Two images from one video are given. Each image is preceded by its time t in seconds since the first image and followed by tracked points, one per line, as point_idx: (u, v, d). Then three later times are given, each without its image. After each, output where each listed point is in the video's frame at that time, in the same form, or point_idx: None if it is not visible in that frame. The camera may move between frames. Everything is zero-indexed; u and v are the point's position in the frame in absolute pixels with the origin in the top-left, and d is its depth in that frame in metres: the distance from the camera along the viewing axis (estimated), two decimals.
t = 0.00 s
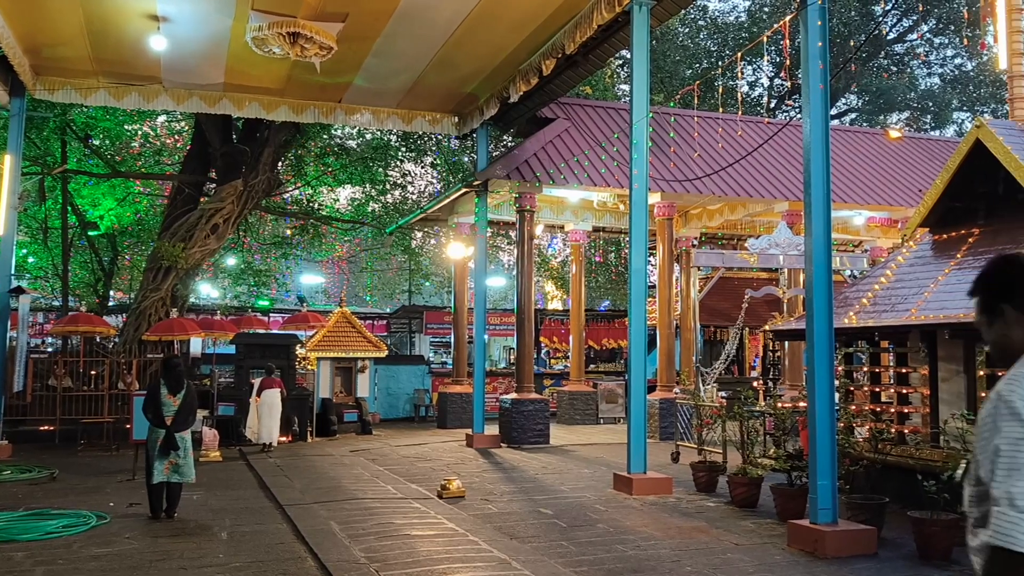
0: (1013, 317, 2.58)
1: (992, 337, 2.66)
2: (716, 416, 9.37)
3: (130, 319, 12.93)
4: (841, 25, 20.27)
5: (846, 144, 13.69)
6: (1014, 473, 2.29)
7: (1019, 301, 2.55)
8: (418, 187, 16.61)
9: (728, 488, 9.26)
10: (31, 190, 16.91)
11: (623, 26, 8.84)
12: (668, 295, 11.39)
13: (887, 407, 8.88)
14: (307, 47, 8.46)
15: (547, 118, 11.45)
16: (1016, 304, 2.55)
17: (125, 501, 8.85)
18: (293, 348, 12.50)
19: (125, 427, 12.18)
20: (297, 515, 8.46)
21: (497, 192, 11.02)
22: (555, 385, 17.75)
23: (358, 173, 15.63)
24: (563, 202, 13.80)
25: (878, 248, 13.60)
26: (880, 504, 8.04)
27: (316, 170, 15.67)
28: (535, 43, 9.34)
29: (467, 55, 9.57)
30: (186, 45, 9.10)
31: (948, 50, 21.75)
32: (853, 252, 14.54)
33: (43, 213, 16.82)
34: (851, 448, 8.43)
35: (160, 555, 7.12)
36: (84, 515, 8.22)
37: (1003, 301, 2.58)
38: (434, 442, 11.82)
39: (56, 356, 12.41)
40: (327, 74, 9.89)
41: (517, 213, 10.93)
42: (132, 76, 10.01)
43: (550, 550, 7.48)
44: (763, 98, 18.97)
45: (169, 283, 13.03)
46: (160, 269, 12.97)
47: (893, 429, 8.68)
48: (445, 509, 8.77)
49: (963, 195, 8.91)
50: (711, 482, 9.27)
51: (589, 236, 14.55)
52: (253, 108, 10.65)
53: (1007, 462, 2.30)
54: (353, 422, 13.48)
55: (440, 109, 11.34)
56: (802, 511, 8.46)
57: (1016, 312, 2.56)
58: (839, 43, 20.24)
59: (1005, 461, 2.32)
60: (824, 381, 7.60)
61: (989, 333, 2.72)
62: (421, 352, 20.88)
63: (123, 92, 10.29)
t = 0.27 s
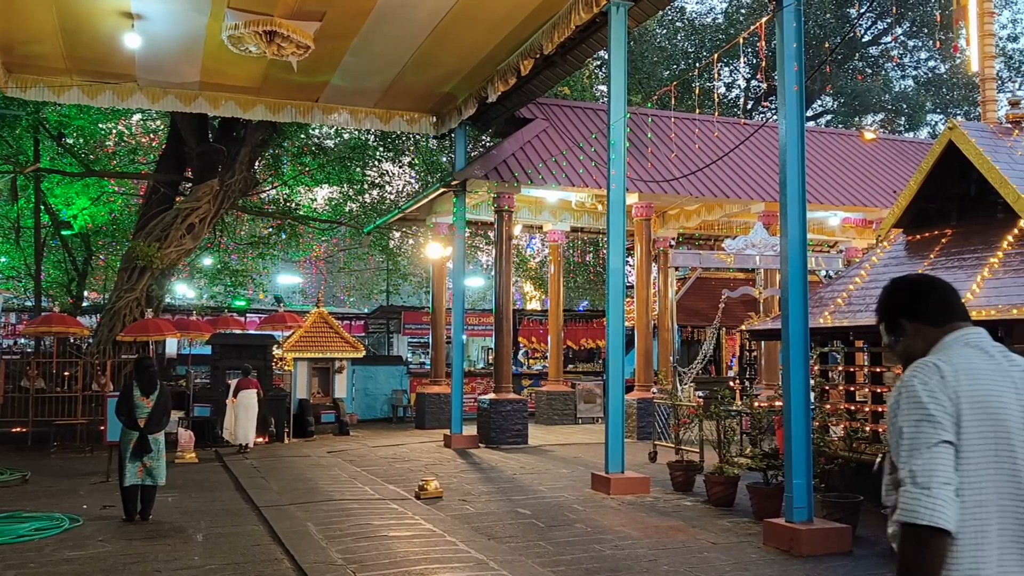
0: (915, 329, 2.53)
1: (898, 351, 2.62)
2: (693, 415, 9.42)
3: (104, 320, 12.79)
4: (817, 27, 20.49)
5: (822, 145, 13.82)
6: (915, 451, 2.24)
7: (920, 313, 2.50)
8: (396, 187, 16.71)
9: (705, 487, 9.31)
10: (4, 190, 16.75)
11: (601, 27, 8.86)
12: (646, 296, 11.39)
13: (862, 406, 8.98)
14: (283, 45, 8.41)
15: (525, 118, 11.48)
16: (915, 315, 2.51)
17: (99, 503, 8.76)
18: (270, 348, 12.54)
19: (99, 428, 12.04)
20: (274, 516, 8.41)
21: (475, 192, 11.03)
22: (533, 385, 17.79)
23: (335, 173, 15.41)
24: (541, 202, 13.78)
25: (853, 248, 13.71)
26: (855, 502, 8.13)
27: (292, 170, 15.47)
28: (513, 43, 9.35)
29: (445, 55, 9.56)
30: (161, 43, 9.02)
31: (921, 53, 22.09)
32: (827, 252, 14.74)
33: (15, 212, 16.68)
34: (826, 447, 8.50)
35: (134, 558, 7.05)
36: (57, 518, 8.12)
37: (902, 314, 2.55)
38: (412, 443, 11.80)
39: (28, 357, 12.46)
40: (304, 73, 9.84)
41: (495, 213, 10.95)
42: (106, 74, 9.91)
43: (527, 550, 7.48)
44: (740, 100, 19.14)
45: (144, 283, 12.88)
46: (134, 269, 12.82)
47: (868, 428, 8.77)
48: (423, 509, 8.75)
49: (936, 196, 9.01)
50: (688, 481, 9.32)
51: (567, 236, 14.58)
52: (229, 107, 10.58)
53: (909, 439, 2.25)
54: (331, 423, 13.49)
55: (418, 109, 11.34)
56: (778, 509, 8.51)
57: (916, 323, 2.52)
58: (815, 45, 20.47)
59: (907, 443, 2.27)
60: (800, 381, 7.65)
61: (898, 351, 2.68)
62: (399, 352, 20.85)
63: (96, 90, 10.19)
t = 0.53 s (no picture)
0: (840, 342, 2.60)
1: (824, 366, 2.69)
2: (671, 415, 9.46)
3: (78, 321, 12.64)
4: (794, 29, 20.64)
5: (799, 146, 13.92)
6: (840, 448, 2.32)
7: (844, 327, 2.58)
8: (374, 187, 16.71)
9: (683, 486, 9.36)
10: None
11: (579, 27, 8.86)
12: (624, 296, 11.45)
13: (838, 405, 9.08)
14: (260, 44, 8.36)
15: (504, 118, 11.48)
16: (838, 329, 2.59)
17: (73, 506, 8.67)
18: (248, 349, 12.44)
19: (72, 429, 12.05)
20: (251, 518, 8.36)
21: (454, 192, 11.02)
22: (512, 385, 17.81)
23: (313, 172, 15.31)
24: (520, 202, 13.78)
25: (829, 249, 13.83)
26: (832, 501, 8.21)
27: (270, 169, 15.39)
28: (491, 43, 9.36)
29: (423, 55, 9.55)
30: (136, 42, 8.95)
31: (896, 55, 22.33)
32: (803, 253, 14.84)
33: None
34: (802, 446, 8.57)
35: (109, 561, 6.98)
36: (30, 521, 8.02)
37: (826, 329, 2.62)
38: (390, 444, 11.76)
39: None
40: (281, 72, 9.79)
41: (474, 213, 10.96)
42: (80, 72, 9.81)
43: (505, 550, 7.48)
44: (717, 101, 19.27)
45: (119, 284, 12.76)
46: (109, 270, 12.71)
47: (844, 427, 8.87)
48: (401, 510, 8.73)
49: (910, 197, 9.10)
50: (666, 480, 9.36)
51: (546, 237, 14.61)
52: (206, 106, 10.50)
53: (835, 437, 2.34)
54: (309, 424, 13.37)
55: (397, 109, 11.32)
56: (755, 508, 8.56)
57: (840, 336, 2.59)
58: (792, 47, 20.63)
59: (833, 441, 2.35)
60: (776, 381, 7.70)
61: (826, 366, 2.76)
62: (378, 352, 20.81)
63: (70, 88, 10.07)
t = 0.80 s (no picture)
0: (774, 348, 2.75)
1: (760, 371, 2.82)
2: (649, 415, 9.50)
3: (52, 321, 12.56)
4: (771, 31, 20.79)
5: (776, 147, 14.01)
6: (768, 444, 2.46)
7: (779, 333, 2.73)
8: (353, 186, 16.59)
9: (660, 486, 9.39)
10: None
11: (558, 28, 8.87)
12: (603, 297, 11.48)
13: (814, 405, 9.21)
14: (238, 43, 8.30)
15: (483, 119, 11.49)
16: (774, 335, 2.73)
17: (46, 509, 8.57)
18: (225, 350, 12.46)
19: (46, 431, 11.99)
20: (228, 520, 8.30)
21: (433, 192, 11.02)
22: (491, 385, 17.83)
23: (291, 172, 15.28)
24: (499, 202, 13.79)
25: (805, 249, 13.95)
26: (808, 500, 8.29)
27: (247, 169, 15.36)
28: (470, 44, 9.36)
29: (402, 55, 9.53)
30: (111, 39, 8.87)
31: (871, 57, 22.54)
32: (779, 254, 14.93)
33: None
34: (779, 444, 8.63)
35: (82, 564, 6.90)
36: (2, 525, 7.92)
37: (762, 335, 2.76)
38: (369, 444, 11.73)
39: None
40: (259, 71, 9.74)
41: (452, 213, 10.97)
42: (54, 70, 9.70)
43: (483, 550, 7.47)
44: (695, 102, 19.42)
45: (94, 284, 12.66)
46: (84, 269, 12.58)
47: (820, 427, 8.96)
48: (379, 511, 8.70)
49: (885, 198, 9.19)
50: (644, 479, 9.39)
51: (525, 237, 14.65)
52: (183, 105, 10.44)
53: (764, 434, 2.48)
54: (286, 424, 13.43)
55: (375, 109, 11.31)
56: (732, 507, 8.60)
57: (774, 342, 2.73)
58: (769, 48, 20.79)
59: (762, 438, 2.48)
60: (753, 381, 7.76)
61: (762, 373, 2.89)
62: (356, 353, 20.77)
63: (44, 86, 9.94)
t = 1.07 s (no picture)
0: (716, 342, 2.78)
1: (702, 365, 2.87)
2: (627, 415, 9.53)
3: (24, 321, 12.44)
4: (748, 33, 20.94)
5: (753, 148, 14.10)
6: (705, 435, 2.51)
7: (722, 327, 2.77)
8: (330, 186, 16.52)
9: (638, 485, 9.42)
10: None
11: (536, 28, 8.88)
12: (581, 296, 11.49)
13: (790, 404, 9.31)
14: (214, 42, 8.23)
15: (462, 119, 11.49)
16: (716, 330, 2.77)
17: (18, 512, 8.46)
18: (201, 350, 12.36)
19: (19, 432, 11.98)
20: (203, 522, 8.24)
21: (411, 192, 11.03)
22: (470, 385, 17.85)
23: (268, 172, 15.27)
24: (478, 202, 13.79)
25: (782, 250, 14.07)
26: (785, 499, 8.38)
27: (224, 168, 15.37)
28: (447, 44, 9.36)
29: (379, 54, 9.50)
30: (85, 37, 8.77)
31: (847, 60, 22.77)
32: (756, 254, 15.04)
33: None
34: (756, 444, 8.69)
35: (55, 568, 6.81)
36: None
37: (705, 330, 2.81)
38: (346, 445, 11.69)
39: None
40: (236, 69, 9.68)
41: (431, 213, 10.99)
42: (27, 67, 9.57)
43: (461, 551, 7.46)
44: (673, 103, 19.55)
45: (67, 284, 12.54)
46: (58, 269, 12.45)
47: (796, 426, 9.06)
48: (357, 512, 8.67)
49: (860, 199, 9.27)
50: (622, 479, 9.41)
51: (504, 237, 14.66)
52: (158, 103, 10.37)
53: (702, 424, 2.52)
54: (264, 425, 13.46)
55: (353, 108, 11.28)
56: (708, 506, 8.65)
57: (717, 336, 2.77)
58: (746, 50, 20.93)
59: (700, 429, 2.53)
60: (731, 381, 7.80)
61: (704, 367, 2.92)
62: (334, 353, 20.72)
63: (17, 84, 9.80)
